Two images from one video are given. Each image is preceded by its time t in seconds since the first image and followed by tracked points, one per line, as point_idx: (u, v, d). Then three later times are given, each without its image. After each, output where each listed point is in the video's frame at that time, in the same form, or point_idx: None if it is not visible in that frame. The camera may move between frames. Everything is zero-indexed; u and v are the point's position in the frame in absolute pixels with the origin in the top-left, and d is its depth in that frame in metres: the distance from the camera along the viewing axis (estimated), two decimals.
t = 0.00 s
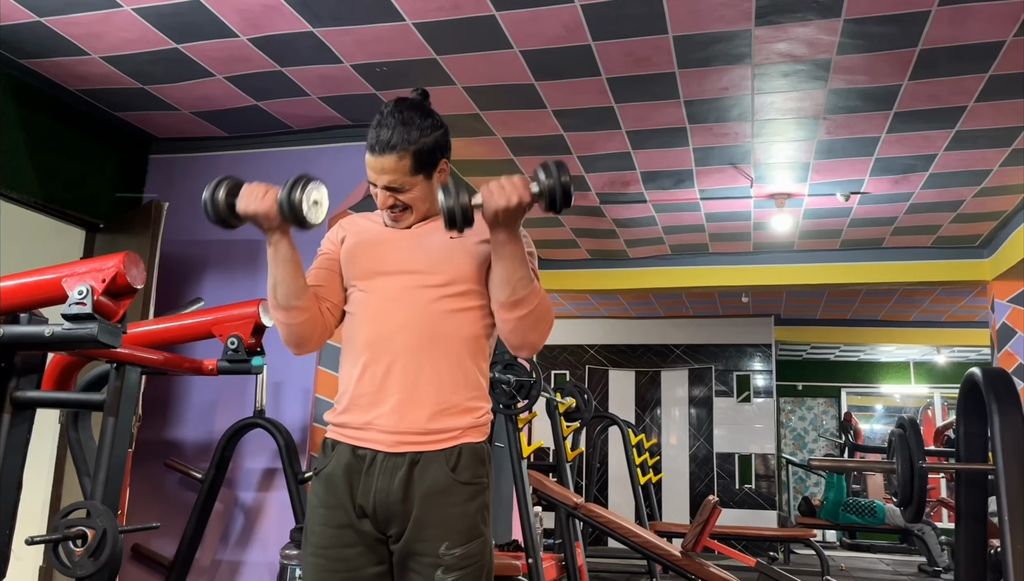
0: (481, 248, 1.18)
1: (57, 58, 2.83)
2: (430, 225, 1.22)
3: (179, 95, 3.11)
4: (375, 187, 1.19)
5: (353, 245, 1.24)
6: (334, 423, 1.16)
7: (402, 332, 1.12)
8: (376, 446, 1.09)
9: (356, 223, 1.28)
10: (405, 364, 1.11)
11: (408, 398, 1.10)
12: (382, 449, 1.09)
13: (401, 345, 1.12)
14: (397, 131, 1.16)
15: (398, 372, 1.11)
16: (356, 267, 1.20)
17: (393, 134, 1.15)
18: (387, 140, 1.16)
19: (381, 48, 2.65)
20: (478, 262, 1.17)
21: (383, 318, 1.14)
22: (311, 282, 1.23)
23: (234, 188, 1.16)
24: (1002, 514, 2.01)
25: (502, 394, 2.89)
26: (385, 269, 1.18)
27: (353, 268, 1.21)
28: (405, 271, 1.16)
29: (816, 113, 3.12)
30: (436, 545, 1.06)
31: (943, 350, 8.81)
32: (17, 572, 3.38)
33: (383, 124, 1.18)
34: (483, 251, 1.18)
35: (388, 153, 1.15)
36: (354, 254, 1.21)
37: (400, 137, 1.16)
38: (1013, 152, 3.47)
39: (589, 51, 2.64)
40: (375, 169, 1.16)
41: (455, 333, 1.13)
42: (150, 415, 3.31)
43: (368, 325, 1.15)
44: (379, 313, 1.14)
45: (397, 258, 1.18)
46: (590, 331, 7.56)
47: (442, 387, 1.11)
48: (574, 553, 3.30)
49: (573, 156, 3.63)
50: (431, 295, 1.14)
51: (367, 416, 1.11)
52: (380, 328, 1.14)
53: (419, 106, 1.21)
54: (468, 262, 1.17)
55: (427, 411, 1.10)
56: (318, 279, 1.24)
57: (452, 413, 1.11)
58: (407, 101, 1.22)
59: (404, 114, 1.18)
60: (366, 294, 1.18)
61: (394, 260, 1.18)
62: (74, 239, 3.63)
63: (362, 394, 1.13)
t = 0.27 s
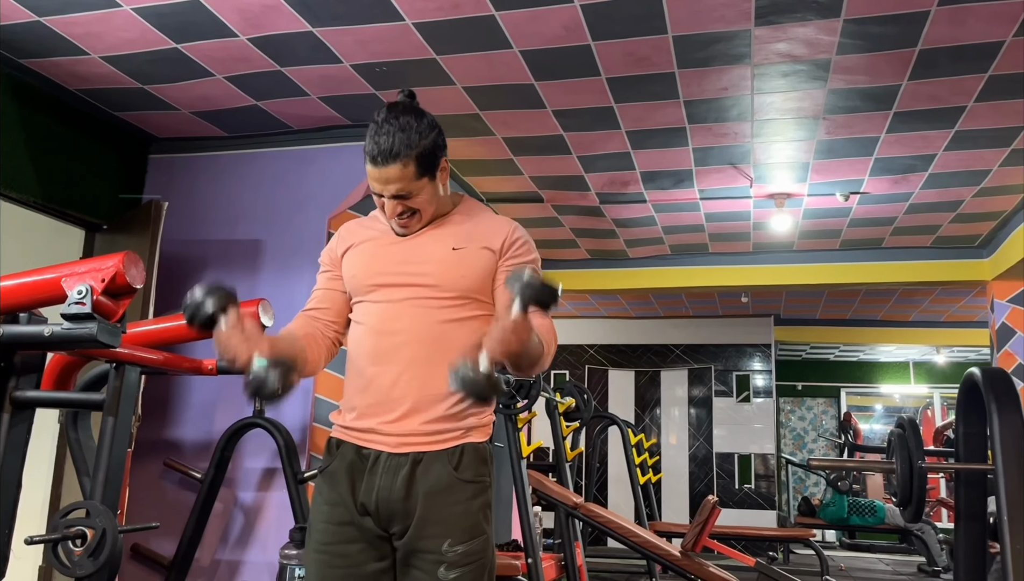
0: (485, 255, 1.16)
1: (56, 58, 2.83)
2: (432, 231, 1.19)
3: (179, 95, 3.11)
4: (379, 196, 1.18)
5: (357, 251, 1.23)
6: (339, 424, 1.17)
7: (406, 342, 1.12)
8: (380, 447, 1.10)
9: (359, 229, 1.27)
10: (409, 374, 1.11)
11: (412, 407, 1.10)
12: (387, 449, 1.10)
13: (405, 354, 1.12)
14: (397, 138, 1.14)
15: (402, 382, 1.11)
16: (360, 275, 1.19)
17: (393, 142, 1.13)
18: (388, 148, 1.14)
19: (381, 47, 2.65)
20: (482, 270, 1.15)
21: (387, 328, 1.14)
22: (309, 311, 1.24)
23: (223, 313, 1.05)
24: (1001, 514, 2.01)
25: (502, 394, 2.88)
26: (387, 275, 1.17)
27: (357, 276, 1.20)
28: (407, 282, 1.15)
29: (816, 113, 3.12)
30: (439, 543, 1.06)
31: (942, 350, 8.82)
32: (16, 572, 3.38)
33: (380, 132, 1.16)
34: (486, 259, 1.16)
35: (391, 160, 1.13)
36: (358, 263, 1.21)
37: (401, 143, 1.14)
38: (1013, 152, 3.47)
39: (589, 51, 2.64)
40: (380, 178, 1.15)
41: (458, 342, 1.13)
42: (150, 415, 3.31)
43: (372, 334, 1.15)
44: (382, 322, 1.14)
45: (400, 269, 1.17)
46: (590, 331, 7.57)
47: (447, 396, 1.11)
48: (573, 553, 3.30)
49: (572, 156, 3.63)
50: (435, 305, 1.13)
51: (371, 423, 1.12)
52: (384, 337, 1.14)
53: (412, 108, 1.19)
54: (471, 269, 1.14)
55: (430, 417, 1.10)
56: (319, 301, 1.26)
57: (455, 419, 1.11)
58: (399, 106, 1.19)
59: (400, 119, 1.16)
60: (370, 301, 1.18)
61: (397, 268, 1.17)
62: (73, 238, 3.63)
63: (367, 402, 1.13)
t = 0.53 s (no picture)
0: (477, 256, 1.15)
1: (56, 58, 2.83)
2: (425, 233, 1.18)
3: (179, 95, 3.11)
4: (373, 200, 1.14)
5: (346, 253, 1.21)
6: (336, 424, 1.17)
7: (402, 348, 1.13)
8: (378, 450, 1.10)
9: (345, 230, 1.24)
10: (405, 380, 1.12)
11: (409, 412, 1.10)
12: (384, 452, 1.10)
13: (403, 360, 1.12)
14: (381, 138, 1.10)
15: (398, 388, 1.12)
16: (352, 281, 1.19)
17: (379, 144, 1.09)
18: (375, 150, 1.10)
19: (381, 47, 2.65)
20: (475, 273, 1.15)
21: (383, 334, 1.14)
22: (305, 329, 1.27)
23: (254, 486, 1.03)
24: (1001, 514, 2.01)
25: (502, 394, 2.88)
26: (378, 282, 1.17)
27: (349, 281, 1.19)
28: (400, 287, 1.15)
29: (816, 113, 3.12)
30: (438, 544, 1.06)
31: (942, 350, 8.82)
32: (16, 571, 3.38)
33: (360, 135, 1.11)
34: (478, 261, 1.15)
35: (382, 163, 1.10)
36: (347, 267, 1.20)
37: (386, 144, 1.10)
38: (1013, 152, 3.47)
39: (589, 51, 2.64)
40: (374, 182, 1.11)
41: (453, 346, 1.13)
42: (150, 415, 3.31)
43: (367, 341, 1.15)
44: (378, 328, 1.15)
45: (392, 275, 1.16)
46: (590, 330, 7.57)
47: (444, 401, 1.11)
48: (573, 553, 3.30)
49: (572, 156, 3.63)
50: (429, 311, 1.14)
51: (366, 427, 1.12)
52: (380, 343, 1.14)
53: (386, 100, 1.14)
54: (463, 275, 1.14)
55: (426, 420, 1.10)
56: (314, 315, 1.27)
57: (453, 421, 1.11)
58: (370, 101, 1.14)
59: (379, 116, 1.12)
60: (365, 306, 1.18)
61: (389, 272, 1.16)
62: (73, 238, 3.63)
63: (363, 407, 1.13)
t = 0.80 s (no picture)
0: (459, 250, 1.14)
1: (56, 57, 2.82)
2: (408, 232, 1.17)
3: (179, 94, 3.10)
4: (345, 206, 1.15)
5: (330, 255, 1.20)
6: (331, 427, 1.17)
7: (390, 349, 1.12)
8: (373, 454, 1.10)
9: (325, 233, 1.24)
10: (394, 382, 1.11)
11: (401, 415, 1.10)
12: (379, 455, 1.10)
13: (392, 362, 1.12)
14: (346, 144, 1.10)
15: (388, 390, 1.11)
16: (338, 284, 1.18)
17: (343, 151, 1.09)
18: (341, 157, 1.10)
19: (380, 47, 2.65)
20: (461, 270, 1.14)
21: (371, 337, 1.13)
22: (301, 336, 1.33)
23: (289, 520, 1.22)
24: (1001, 514, 2.01)
25: (502, 394, 2.88)
26: (364, 283, 1.16)
27: (335, 284, 1.18)
28: (386, 289, 1.14)
29: (816, 113, 3.12)
30: (435, 547, 1.06)
31: (943, 350, 8.82)
32: (16, 571, 3.38)
33: (326, 142, 1.12)
34: (462, 257, 1.14)
35: (348, 170, 1.10)
36: (332, 270, 1.19)
37: (351, 150, 1.10)
38: (1013, 152, 3.47)
39: (589, 50, 2.64)
40: (342, 190, 1.11)
41: (443, 345, 1.13)
42: (150, 414, 3.31)
43: (356, 343, 1.15)
44: (367, 330, 1.14)
45: (376, 275, 1.15)
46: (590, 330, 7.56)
47: (436, 402, 1.11)
48: (573, 553, 3.30)
49: (572, 155, 3.62)
50: (418, 311, 1.13)
51: (359, 431, 1.12)
52: (369, 345, 1.13)
53: (352, 104, 1.14)
54: (450, 274, 1.13)
55: (420, 423, 1.10)
56: (307, 321, 1.31)
57: (447, 422, 1.11)
58: (338, 105, 1.14)
59: (344, 121, 1.12)
60: (354, 309, 1.17)
61: (373, 274, 1.15)
62: (73, 237, 3.62)
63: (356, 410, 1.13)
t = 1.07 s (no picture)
0: (456, 244, 1.15)
1: (56, 57, 2.82)
2: (403, 228, 1.17)
3: (179, 94, 3.10)
4: (339, 203, 1.17)
5: (327, 257, 1.20)
6: (332, 428, 1.17)
7: (391, 346, 1.12)
8: (376, 454, 1.10)
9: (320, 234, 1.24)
10: (396, 379, 1.11)
11: (405, 412, 1.10)
12: (383, 455, 1.10)
13: (394, 359, 1.12)
14: (343, 144, 1.12)
15: (390, 387, 1.11)
16: (337, 283, 1.18)
17: (339, 150, 1.12)
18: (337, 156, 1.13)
19: (380, 47, 2.65)
20: (458, 264, 1.14)
21: (372, 335, 1.13)
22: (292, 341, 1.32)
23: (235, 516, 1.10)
24: (1001, 514, 2.00)
25: (501, 394, 2.88)
26: (362, 281, 1.15)
27: (333, 284, 1.18)
28: (385, 285, 1.14)
29: (816, 113, 3.12)
30: (439, 546, 1.06)
31: (943, 350, 8.83)
32: (16, 571, 3.38)
33: (324, 141, 1.14)
34: (458, 250, 1.15)
35: (343, 169, 1.13)
36: (329, 270, 1.19)
37: (347, 149, 1.12)
38: (1012, 152, 3.47)
39: (589, 50, 2.64)
40: (335, 187, 1.14)
41: (443, 341, 1.13)
42: (149, 414, 3.31)
43: (357, 342, 1.15)
44: (368, 328, 1.14)
45: (373, 272, 1.15)
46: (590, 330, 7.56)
47: (437, 399, 1.11)
48: (573, 553, 3.29)
49: (572, 155, 3.62)
50: (417, 307, 1.13)
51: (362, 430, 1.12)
52: (371, 343, 1.13)
53: (352, 105, 1.16)
54: (447, 268, 1.13)
55: (423, 421, 1.10)
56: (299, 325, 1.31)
57: (449, 420, 1.11)
58: (338, 106, 1.16)
59: (342, 122, 1.14)
60: (354, 307, 1.17)
61: (370, 272, 1.15)
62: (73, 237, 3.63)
63: (358, 409, 1.13)
